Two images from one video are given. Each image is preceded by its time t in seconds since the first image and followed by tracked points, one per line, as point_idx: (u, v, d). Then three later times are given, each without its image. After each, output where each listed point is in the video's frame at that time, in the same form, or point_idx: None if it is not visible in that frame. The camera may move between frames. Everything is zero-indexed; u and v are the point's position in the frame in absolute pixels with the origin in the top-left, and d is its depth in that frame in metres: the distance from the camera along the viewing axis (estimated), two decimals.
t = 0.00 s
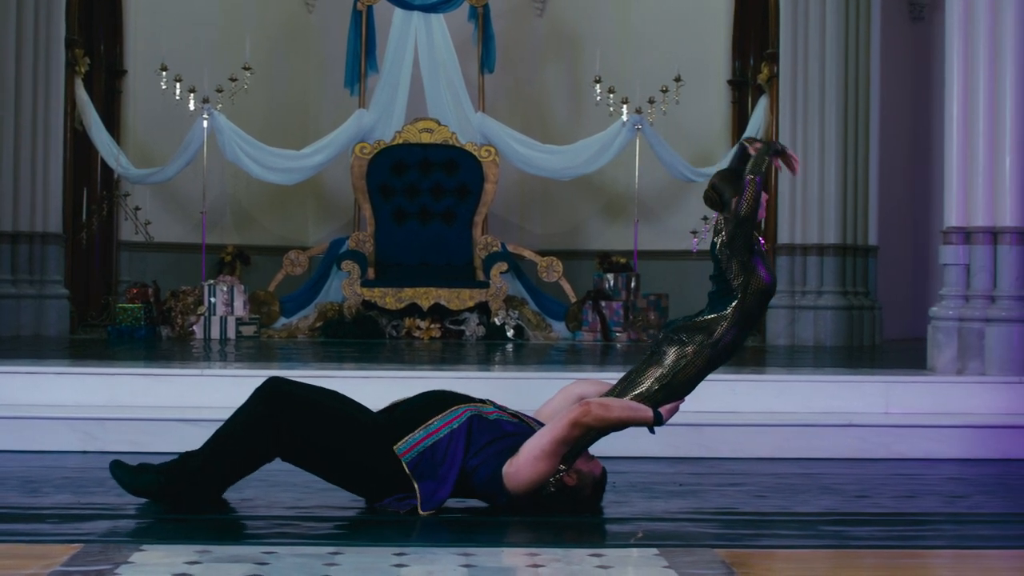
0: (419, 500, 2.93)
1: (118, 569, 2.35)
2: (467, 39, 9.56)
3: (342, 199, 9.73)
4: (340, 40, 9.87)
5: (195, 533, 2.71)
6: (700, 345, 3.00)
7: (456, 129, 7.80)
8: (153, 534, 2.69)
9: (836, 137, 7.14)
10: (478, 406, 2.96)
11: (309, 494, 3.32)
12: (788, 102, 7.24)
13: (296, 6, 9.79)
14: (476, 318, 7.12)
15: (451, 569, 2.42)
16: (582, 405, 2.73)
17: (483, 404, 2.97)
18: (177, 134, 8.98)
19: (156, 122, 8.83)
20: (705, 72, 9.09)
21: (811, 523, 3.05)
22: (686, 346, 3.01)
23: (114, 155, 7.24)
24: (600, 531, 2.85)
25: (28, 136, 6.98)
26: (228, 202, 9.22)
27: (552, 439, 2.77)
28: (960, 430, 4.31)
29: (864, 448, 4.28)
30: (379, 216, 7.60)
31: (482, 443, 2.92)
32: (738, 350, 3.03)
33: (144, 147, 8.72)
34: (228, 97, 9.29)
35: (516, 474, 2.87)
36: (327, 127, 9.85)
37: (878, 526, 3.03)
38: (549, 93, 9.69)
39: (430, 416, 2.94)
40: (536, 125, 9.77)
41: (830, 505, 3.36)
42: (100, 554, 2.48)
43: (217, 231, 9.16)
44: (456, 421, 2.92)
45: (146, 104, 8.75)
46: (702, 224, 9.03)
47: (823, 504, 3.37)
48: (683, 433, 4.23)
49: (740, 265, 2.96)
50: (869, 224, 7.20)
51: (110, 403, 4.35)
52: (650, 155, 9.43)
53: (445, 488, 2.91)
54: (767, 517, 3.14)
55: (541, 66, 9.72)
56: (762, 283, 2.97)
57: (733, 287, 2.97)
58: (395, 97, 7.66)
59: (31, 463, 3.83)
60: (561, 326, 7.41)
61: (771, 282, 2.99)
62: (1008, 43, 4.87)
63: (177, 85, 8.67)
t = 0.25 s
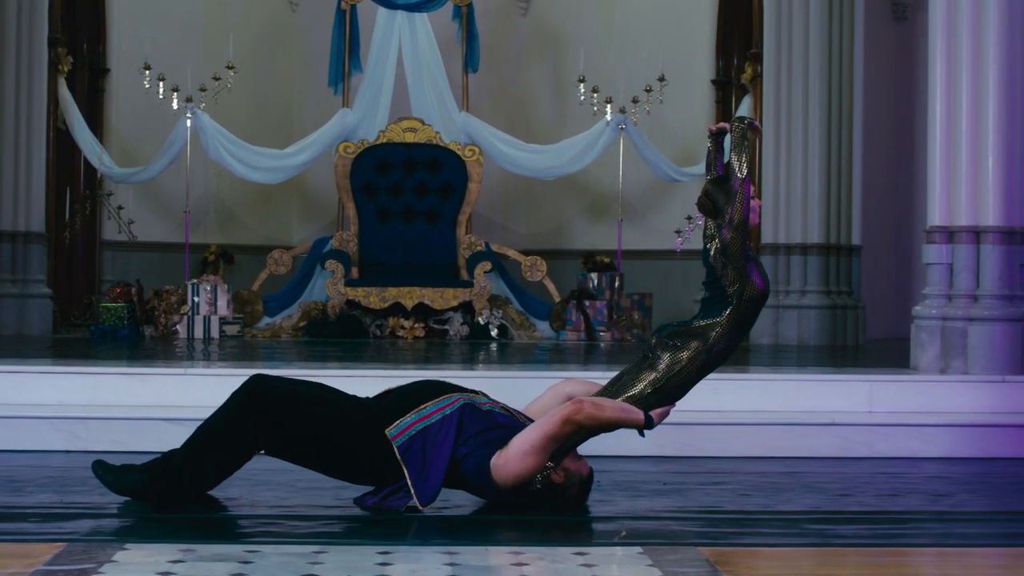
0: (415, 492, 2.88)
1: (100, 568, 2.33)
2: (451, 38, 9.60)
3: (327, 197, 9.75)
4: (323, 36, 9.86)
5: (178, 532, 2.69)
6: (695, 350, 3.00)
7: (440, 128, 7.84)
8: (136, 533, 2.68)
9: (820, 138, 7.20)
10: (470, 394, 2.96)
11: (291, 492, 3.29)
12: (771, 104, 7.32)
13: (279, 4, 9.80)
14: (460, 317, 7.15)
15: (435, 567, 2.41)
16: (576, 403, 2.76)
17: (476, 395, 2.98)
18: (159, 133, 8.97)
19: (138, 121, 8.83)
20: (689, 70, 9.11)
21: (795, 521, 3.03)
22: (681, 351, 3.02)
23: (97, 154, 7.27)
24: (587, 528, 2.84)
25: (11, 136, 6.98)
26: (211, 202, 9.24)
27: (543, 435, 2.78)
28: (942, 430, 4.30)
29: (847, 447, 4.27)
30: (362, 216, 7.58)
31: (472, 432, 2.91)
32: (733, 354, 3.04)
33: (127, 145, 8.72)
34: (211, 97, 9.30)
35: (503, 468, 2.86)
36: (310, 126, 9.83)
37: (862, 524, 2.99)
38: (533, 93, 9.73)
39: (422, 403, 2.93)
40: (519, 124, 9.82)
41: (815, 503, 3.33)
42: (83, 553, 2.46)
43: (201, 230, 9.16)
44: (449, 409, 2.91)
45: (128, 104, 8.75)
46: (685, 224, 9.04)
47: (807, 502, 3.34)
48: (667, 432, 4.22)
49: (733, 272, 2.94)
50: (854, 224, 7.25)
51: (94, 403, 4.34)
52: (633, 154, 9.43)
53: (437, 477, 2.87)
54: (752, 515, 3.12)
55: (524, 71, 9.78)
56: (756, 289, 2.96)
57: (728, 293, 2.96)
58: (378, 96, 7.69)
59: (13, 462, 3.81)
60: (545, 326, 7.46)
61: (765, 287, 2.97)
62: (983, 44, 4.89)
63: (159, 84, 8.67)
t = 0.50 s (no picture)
0: (418, 487, 2.86)
1: (87, 568, 2.32)
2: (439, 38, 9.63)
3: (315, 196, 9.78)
4: (310, 36, 9.89)
5: (165, 531, 2.67)
6: (691, 357, 3.09)
7: (428, 128, 7.85)
8: (123, 533, 2.66)
9: (807, 138, 7.22)
10: (467, 388, 2.97)
11: (278, 491, 3.27)
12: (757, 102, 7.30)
13: (267, 4, 9.83)
14: (448, 317, 7.15)
15: (423, 567, 2.40)
16: (573, 401, 2.78)
17: (474, 391, 2.98)
18: (145, 133, 8.98)
19: (125, 120, 8.84)
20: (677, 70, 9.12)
21: (784, 520, 3.00)
22: (678, 358, 3.11)
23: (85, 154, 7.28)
24: (578, 528, 2.81)
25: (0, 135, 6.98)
26: (198, 202, 9.24)
27: (538, 431, 2.79)
28: (930, 429, 4.29)
29: (835, 446, 4.26)
30: (350, 216, 7.60)
31: (467, 427, 2.90)
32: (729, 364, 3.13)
33: (114, 145, 8.73)
34: (198, 97, 9.32)
35: (495, 463, 2.86)
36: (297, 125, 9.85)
37: (850, 523, 2.97)
38: (521, 92, 9.77)
39: (420, 399, 2.94)
40: (507, 122, 9.83)
41: (804, 502, 3.31)
42: (70, 553, 2.45)
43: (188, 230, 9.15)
44: (446, 403, 2.91)
45: (115, 107, 8.76)
46: (673, 223, 9.04)
47: (796, 501, 3.32)
48: (656, 431, 4.20)
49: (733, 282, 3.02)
50: (840, 225, 7.27)
51: (82, 403, 4.33)
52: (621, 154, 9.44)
53: (437, 473, 2.86)
54: (742, 514, 3.09)
55: (513, 67, 9.81)
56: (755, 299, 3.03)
57: (727, 303, 3.04)
58: (366, 95, 7.69)
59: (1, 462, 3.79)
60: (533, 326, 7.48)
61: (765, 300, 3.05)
62: (963, 44, 4.91)
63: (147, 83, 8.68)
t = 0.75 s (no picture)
0: (415, 487, 2.88)
1: (80, 569, 2.31)
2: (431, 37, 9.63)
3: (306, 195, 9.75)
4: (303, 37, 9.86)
5: (159, 532, 2.67)
6: (689, 365, 3.17)
7: (420, 127, 7.80)
8: (115, 533, 2.65)
9: (799, 138, 7.23)
10: (461, 387, 2.98)
11: (271, 491, 3.27)
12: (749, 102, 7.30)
13: (259, 3, 9.81)
14: (440, 317, 7.16)
15: (417, 567, 2.40)
16: (567, 402, 2.80)
17: (468, 390, 2.99)
18: (138, 132, 9.00)
19: (116, 119, 8.82)
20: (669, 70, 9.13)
21: (776, 520, 3.01)
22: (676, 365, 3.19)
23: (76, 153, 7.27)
24: (570, 528, 2.82)
25: None
26: (190, 201, 9.22)
27: (532, 432, 2.82)
28: (921, 429, 4.30)
29: (827, 446, 4.27)
30: (342, 216, 7.63)
31: (462, 426, 2.92)
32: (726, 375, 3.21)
33: (105, 145, 8.71)
34: (191, 95, 9.29)
35: (489, 463, 2.88)
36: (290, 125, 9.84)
37: (842, 523, 2.98)
38: (513, 91, 9.78)
39: (416, 399, 2.94)
40: (499, 122, 9.84)
41: (796, 502, 3.32)
42: (64, 554, 2.45)
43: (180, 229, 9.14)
44: (441, 403, 2.92)
45: (107, 105, 8.73)
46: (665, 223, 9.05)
47: (788, 501, 3.32)
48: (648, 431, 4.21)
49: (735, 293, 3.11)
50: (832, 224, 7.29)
51: (74, 403, 4.32)
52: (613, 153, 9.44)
53: (433, 473, 2.88)
54: (734, 514, 3.10)
55: (505, 66, 9.79)
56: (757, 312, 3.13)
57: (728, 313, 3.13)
58: (358, 96, 7.64)
59: None
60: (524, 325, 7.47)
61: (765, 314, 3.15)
62: (955, 44, 4.92)
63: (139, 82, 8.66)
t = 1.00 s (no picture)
0: (415, 482, 2.85)
1: (77, 569, 2.31)
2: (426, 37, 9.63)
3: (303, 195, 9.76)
4: (299, 37, 9.87)
5: (156, 532, 2.67)
6: (692, 372, 3.16)
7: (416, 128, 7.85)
8: (112, 533, 2.65)
9: (794, 138, 7.24)
10: (462, 385, 2.97)
11: (267, 491, 3.27)
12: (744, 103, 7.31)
13: (254, 3, 9.80)
14: (436, 317, 7.15)
15: (414, 567, 2.40)
16: (569, 404, 2.83)
17: (468, 387, 2.98)
18: (132, 132, 8.97)
19: (112, 120, 8.81)
20: (665, 70, 9.14)
21: (773, 519, 3.01)
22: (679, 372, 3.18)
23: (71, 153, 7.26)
24: (567, 528, 2.82)
25: None
26: (186, 201, 9.21)
27: (532, 432, 2.83)
28: (916, 429, 4.30)
29: (823, 446, 4.28)
30: (339, 216, 7.60)
31: (462, 424, 2.91)
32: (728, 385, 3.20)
33: (100, 144, 8.70)
34: (186, 96, 9.29)
35: (487, 461, 2.88)
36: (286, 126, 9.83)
37: (839, 522, 2.99)
38: (508, 92, 9.78)
39: (415, 397, 2.93)
40: (494, 122, 9.84)
41: (793, 502, 3.32)
42: (60, 554, 2.44)
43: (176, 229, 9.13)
44: (441, 401, 2.91)
45: (103, 106, 8.72)
46: (660, 223, 9.05)
47: (785, 501, 3.32)
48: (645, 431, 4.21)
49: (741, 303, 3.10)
50: (828, 225, 7.29)
51: (69, 403, 4.31)
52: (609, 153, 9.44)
53: (433, 470, 2.86)
54: (731, 514, 3.10)
55: (500, 67, 9.81)
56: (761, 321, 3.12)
57: (733, 322, 3.13)
58: (353, 96, 7.68)
59: None
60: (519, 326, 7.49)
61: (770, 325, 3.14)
62: (950, 45, 4.93)
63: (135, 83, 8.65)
